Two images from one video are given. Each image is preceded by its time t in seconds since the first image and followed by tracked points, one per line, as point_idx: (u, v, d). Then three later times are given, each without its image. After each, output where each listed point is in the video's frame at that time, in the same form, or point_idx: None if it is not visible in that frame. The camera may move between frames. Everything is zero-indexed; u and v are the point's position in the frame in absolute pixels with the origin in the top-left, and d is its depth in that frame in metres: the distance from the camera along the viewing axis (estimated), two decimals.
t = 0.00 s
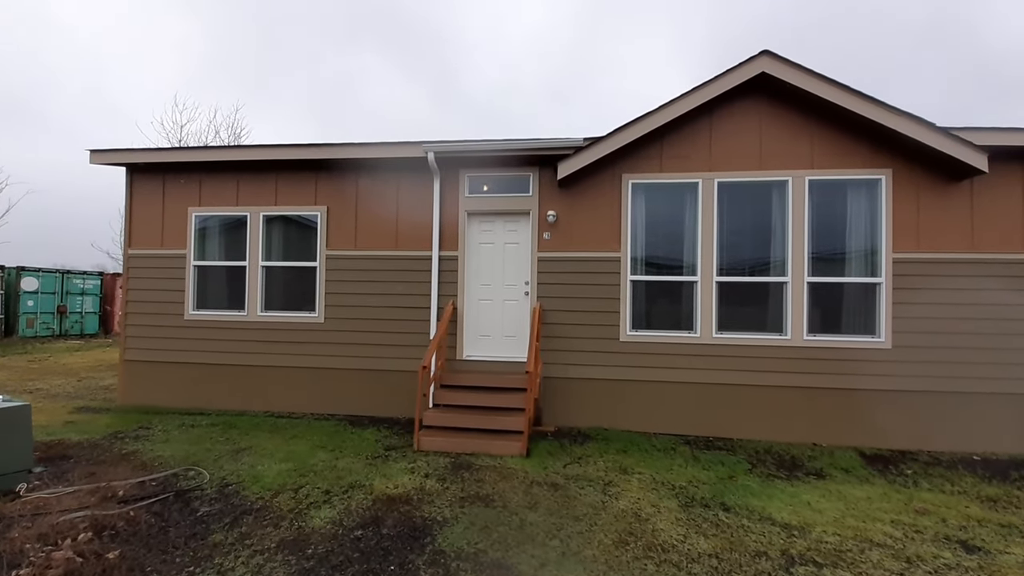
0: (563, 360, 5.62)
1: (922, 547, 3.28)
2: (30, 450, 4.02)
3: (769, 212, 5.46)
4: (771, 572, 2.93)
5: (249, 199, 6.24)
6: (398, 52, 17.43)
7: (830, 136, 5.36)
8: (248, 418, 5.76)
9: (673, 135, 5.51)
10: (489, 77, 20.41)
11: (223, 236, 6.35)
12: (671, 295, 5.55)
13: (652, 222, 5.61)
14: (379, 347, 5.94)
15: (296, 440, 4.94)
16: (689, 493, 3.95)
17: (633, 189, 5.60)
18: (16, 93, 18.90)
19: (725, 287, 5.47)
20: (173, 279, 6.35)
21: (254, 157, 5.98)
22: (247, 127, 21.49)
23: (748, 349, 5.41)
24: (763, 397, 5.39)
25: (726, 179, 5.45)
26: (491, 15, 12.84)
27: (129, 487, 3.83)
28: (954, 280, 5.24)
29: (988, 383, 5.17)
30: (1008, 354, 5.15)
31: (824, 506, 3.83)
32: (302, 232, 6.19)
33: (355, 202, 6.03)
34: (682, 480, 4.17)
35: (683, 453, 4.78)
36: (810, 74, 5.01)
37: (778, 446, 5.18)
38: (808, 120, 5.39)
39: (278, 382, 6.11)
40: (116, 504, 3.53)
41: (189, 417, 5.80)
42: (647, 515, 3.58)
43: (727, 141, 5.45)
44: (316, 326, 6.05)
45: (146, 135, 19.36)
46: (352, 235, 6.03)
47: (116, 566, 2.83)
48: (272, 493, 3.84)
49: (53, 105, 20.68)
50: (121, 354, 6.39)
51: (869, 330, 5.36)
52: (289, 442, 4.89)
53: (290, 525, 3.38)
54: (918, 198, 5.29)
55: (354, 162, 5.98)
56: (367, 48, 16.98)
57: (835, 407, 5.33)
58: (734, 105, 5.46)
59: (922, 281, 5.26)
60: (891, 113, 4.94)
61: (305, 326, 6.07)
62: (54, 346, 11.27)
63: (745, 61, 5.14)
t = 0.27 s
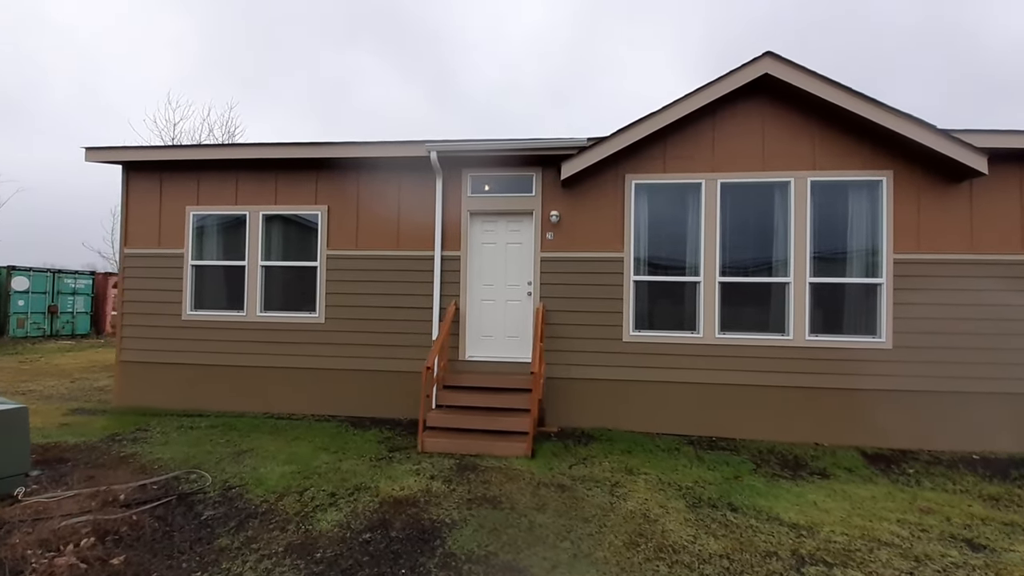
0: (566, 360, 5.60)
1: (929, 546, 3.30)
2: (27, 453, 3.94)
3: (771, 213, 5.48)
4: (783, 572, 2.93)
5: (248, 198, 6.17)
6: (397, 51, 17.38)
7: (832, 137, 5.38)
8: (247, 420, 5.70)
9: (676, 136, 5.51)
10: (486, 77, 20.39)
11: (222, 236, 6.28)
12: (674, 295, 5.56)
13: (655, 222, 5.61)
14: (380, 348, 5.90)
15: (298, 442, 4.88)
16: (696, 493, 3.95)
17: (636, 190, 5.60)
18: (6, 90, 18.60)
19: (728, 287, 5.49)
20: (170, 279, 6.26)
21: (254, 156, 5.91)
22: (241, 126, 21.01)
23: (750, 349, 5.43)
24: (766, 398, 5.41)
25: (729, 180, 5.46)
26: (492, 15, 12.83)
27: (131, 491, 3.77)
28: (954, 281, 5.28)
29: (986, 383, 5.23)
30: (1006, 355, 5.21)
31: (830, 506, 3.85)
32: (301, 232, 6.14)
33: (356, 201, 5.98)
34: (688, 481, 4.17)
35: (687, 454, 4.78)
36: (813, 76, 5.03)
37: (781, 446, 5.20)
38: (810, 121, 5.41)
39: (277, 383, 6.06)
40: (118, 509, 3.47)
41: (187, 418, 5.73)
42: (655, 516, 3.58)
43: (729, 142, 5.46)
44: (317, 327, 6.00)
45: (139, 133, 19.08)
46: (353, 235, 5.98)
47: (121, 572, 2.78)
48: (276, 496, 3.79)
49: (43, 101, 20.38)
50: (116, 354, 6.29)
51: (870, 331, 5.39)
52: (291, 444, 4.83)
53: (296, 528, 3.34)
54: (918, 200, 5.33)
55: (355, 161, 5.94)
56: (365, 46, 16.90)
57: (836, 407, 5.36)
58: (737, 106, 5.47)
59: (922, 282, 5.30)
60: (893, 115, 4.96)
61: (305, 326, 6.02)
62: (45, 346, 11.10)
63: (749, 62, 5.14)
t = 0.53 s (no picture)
0: (564, 361, 5.60)
1: (926, 541, 3.36)
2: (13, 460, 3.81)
3: (767, 214, 5.53)
4: (787, 571, 2.96)
5: (240, 197, 6.06)
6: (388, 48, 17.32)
7: (826, 140, 5.45)
8: (240, 423, 5.60)
9: (674, 137, 5.54)
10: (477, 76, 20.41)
11: (213, 235, 6.17)
12: (671, 296, 5.59)
13: (653, 222, 5.63)
14: (377, 349, 5.84)
15: (294, 446, 4.81)
16: (697, 493, 3.97)
17: (634, 191, 5.62)
18: None
19: (724, 288, 5.53)
20: (159, 279, 6.13)
21: (247, 154, 5.81)
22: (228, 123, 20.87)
23: (747, 350, 5.48)
24: (762, 397, 5.46)
25: (726, 182, 5.50)
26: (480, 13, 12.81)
27: (124, 498, 3.67)
28: (944, 281, 5.39)
29: (974, 381, 5.34)
30: (993, 354, 5.33)
31: (828, 503, 3.90)
32: (295, 231, 6.05)
33: (352, 200, 5.91)
34: (689, 480, 4.20)
35: (686, 453, 4.81)
36: (809, 80, 5.09)
37: (777, 445, 5.25)
38: (805, 124, 5.48)
39: (271, 385, 5.96)
40: (112, 516, 3.39)
41: (178, 422, 5.61)
42: (659, 516, 3.59)
43: (726, 144, 5.50)
44: (311, 328, 5.92)
45: (123, 130, 18.84)
46: (348, 235, 5.90)
47: None
48: (275, 502, 3.73)
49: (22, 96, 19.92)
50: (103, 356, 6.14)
51: (863, 331, 5.47)
52: (287, 448, 4.76)
53: (297, 534, 3.28)
54: (910, 202, 5.42)
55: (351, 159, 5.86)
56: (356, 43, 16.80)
57: (830, 405, 5.43)
58: (733, 108, 5.52)
59: (913, 282, 5.40)
60: (886, 120, 5.04)
61: (300, 327, 5.93)
62: (25, 348, 10.81)
63: (746, 65, 5.19)
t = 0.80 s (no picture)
0: (554, 361, 5.62)
1: (906, 534, 3.47)
2: None
3: (752, 216, 5.64)
4: (776, 565, 3.02)
5: (223, 195, 5.93)
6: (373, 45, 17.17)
7: (809, 145, 5.58)
8: (223, 427, 5.48)
9: (662, 140, 5.60)
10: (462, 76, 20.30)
11: (194, 234, 6.02)
12: (659, 296, 5.66)
13: (641, 224, 5.69)
14: (364, 350, 5.78)
15: (281, 450, 4.72)
16: (687, 490, 4.03)
17: (623, 192, 5.66)
18: None
19: (711, 289, 5.62)
20: (138, 279, 5.96)
21: (230, 151, 5.68)
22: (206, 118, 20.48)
23: (733, 348, 5.57)
24: (748, 395, 5.56)
25: (712, 184, 5.58)
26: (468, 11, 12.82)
27: (104, 506, 3.55)
28: (920, 282, 5.56)
29: (949, 378, 5.52)
30: (966, 352, 5.52)
31: (811, 497, 4.00)
32: (280, 231, 5.94)
33: (339, 200, 5.84)
34: (678, 478, 4.25)
35: (675, 451, 4.88)
36: (792, 86, 5.20)
37: (762, 442, 5.35)
38: (789, 128, 5.59)
39: (255, 387, 5.85)
40: (93, 525, 3.27)
41: (158, 427, 5.46)
42: (651, 513, 3.63)
43: (713, 147, 5.59)
44: (297, 329, 5.83)
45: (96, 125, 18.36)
46: (335, 235, 5.83)
47: None
48: (263, 507, 3.65)
49: None
50: (77, 360, 5.93)
51: (843, 330, 5.62)
52: (274, 452, 4.68)
53: (287, 540, 3.22)
54: (888, 205, 5.58)
55: (338, 158, 5.78)
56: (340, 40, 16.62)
57: (813, 403, 5.55)
58: (720, 112, 5.60)
59: (891, 283, 5.56)
60: (866, 126, 5.18)
61: (285, 328, 5.83)
62: None
63: (732, 70, 5.28)
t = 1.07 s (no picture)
0: (536, 360, 5.63)
1: (876, 523, 3.60)
2: None
3: (728, 219, 5.77)
4: (753, 556, 3.10)
5: (196, 192, 5.76)
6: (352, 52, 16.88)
7: (783, 149, 5.74)
8: (197, 431, 5.32)
9: (643, 142, 5.69)
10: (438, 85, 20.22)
11: (165, 232, 5.83)
12: (640, 296, 5.73)
13: (622, 225, 5.76)
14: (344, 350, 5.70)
15: (258, 454, 4.61)
16: (667, 485, 4.10)
17: (605, 193, 5.72)
18: None
19: (690, 289, 5.72)
20: (104, 278, 5.73)
21: (203, 146, 5.53)
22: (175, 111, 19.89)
23: (711, 347, 5.68)
24: (725, 393, 5.68)
25: (692, 186, 5.69)
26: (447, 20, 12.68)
27: (72, 515, 3.40)
28: (887, 282, 5.78)
29: (914, 374, 5.75)
30: (929, 349, 5.76)
31: (786, 490, 4.12)
32: (256, 229, 5.81)
33: (319, 198, 5.74)
34: (659, 473, 4.32)
35: (655, 448, 4.95)
36: (767, 91, 5.35)
37: (739, 437, 5.48)
38: (764, 133, 5.75)
39: (230, 390, 5.70)
40: (60, 534, 3.13)
41: (126, 432, 5.26)
42: (633, 509, 3.68)
43: (691, 150, 5.70)
44: (274, 329, 5.71)
45: (57, 117, 17.52)
46: (314, 234, 5.73)
47: None
48: (242, 512, 3.55)
49: None
50: (38, 363, 5.67)
51: (815, 328, 5.79)
52: (251, 456, 4.56)
53: (268, 545, 3.14)
54: (857, 208, 5.79)
55: (317, 155, 5.68)
56: (318, 49, 16.34)
57: (787, 399, 5.71)
58: (698, 116, 5.72)
59: (860, 283, 5.77)
60: (837, 132, 5.36)
61: (261, 329, 5.71)
62: None
63: (710, 76, 5.39)
